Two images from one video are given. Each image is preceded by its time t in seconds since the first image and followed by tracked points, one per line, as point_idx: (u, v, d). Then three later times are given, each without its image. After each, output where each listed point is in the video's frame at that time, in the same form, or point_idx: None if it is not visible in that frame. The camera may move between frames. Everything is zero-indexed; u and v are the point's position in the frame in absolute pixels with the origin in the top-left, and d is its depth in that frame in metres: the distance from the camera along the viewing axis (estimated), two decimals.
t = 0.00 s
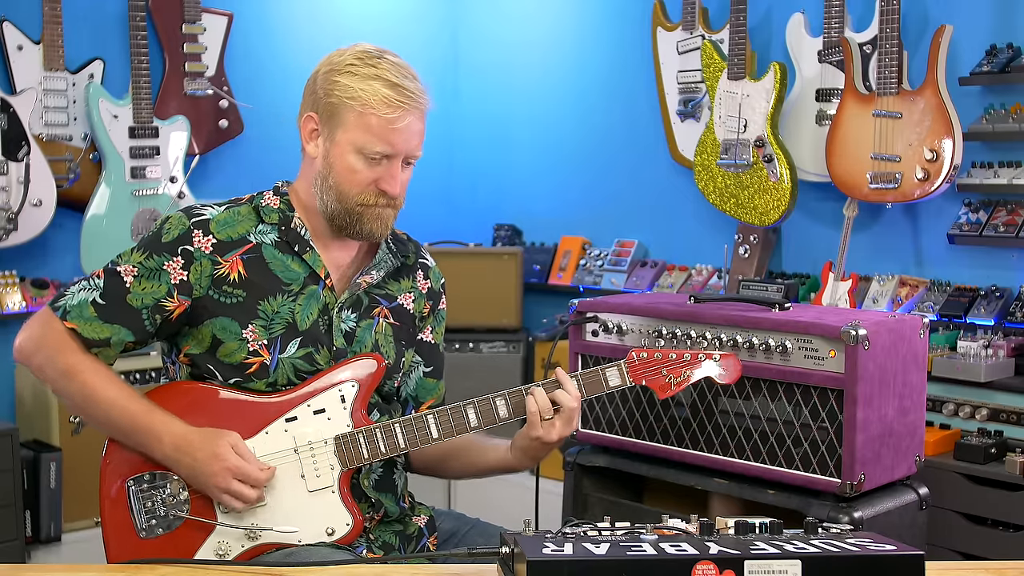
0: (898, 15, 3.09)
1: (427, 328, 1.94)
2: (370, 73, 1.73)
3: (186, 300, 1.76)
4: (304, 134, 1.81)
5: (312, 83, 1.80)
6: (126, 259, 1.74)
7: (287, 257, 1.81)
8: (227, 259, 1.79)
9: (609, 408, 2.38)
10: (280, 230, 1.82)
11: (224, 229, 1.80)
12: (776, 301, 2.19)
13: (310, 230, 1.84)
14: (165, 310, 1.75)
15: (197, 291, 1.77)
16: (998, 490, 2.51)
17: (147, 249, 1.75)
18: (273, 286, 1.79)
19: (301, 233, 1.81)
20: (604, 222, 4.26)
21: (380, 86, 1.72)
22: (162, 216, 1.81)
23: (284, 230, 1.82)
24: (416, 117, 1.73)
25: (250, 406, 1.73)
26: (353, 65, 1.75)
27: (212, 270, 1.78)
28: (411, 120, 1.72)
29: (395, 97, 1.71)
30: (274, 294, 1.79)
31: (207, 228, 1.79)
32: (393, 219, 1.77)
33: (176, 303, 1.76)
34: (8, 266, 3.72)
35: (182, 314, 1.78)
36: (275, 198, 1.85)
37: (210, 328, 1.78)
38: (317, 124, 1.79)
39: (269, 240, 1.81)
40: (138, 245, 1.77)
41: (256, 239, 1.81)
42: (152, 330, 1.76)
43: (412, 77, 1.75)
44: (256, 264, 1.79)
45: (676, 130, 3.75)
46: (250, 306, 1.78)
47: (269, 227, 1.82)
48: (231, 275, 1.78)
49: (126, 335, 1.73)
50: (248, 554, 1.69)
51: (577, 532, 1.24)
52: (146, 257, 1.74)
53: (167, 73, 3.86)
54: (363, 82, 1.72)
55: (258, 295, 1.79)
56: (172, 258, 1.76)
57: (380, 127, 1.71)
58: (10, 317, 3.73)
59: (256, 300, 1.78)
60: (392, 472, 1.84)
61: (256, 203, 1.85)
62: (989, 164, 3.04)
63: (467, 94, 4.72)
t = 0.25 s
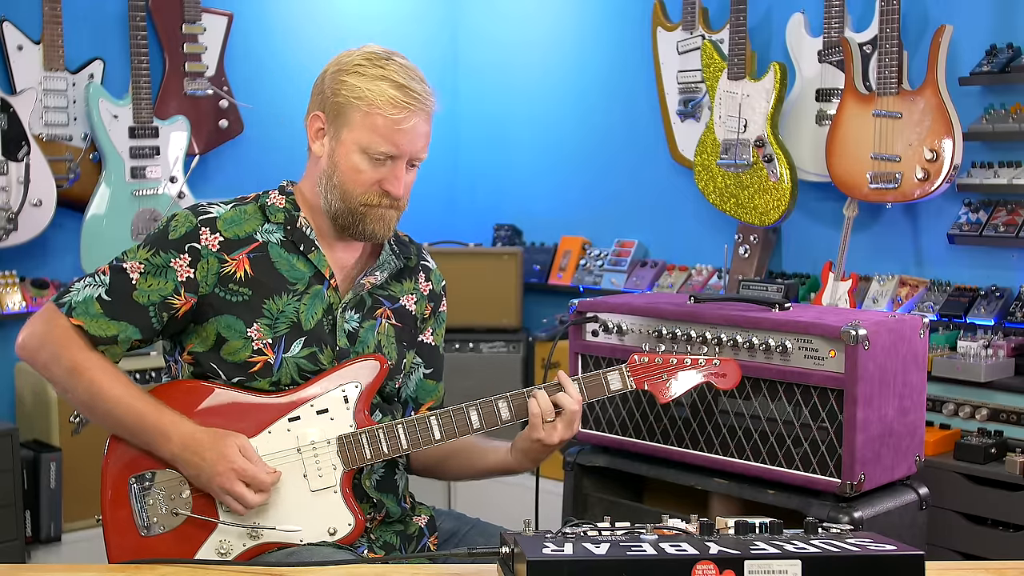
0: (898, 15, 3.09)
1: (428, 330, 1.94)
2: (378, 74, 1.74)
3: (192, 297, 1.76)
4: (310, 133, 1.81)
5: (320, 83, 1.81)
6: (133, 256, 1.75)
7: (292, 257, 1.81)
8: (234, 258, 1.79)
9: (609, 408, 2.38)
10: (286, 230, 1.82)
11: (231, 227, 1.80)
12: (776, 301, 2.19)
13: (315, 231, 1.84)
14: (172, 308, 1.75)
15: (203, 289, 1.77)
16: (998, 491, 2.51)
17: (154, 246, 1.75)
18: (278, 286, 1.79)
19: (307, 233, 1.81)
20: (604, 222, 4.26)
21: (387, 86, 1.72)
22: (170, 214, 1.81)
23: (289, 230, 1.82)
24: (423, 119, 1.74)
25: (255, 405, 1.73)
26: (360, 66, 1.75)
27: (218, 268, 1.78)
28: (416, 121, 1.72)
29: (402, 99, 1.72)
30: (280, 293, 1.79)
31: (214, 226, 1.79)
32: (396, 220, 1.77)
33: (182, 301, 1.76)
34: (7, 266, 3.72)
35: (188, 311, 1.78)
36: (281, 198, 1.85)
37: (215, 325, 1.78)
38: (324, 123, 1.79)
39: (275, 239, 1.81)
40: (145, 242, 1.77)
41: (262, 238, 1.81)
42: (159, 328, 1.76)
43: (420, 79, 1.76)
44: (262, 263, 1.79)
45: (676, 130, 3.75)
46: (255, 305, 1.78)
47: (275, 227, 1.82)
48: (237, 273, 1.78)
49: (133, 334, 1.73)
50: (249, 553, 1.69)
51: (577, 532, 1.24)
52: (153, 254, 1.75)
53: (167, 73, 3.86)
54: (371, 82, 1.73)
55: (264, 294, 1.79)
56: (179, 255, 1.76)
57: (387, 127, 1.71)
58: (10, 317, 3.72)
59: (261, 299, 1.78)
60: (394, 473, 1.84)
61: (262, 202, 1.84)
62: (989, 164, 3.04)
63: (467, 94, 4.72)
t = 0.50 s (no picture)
0: (898, 15, 3.09)
1: (427, 330, 1.94)
2: (381, 74, 1.73)
3: (195, 296, 1.76)
4: (312, 132, 1.81)
5: (322, 82, 1.80)
6: (136, 255, 1.74)
7: (294, 256, 1.81)
8: (237, 257, 1.79)
9: (609, 408, 2.38)
10: (288, 230, 1.82)
11: (234, 226, 1.80)
12: (776, 301, 2.19)
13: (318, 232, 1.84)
14: (175, 308, 1.75)
15: (206, 288, 1.77)
16: (998, 491, 2.51)
17: (157, 245, 1.75)
18: (281, 285, 1.79)
19: (309, 233, 1.82)
20: (604, 222, 4.26)
21: (389, 86, 1.72)
22: (172, 213, 1.81)
23: (291, 230, 1.82)
24: (426, 119, 1.74)
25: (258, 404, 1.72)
26: (363, 65, 1.75)
27: (221, 267, 1.78)
28: (418, 121, 1.72)
29: (405, 99, 1.72)
30: (282, 292, 1.79)
31: (217, 225, 1.79)
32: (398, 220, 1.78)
33: (186, 300, 1.75)
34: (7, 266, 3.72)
35: (191, 310, 1.78)
36: (283, 197, 1.85)
37: (218, 325, 1.78)
38: (325, 123, 1.79)
39: (277, 239, 1.81)
40: (148, 241, 1.77)
41: (265, 237, 1.81)
42: (163, 327, 1.75)
43: (422, 79, 1.76)
44: (265, 263, 1.80)
45: (676, 130, 3.75)
46: (258, 304, 1.78)
47: (278, 226, 1.82)
48: (240, 273, 1.78)
49: (137, 333, 1.73)
50: (251, 552, 1.69)
51: (577, 532, 1.24)
52: (156, 253, 1.75)
53: (167, 73, 3.86)
54: (373, 82, 1.73)
55: (266, 293, 1.79)
56: (182, 254, 1.76)
57: (389, 127, 1.71)
58: (9, 317, 3.72)
59: (264, 299, 1.78)
60: (395, 472, 1.84)
61: (264, 201, 1.84)
62: (989, 164, 3.04)
63: (467, 94, 4.72)
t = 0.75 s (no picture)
0: (898, 15, 3.09)
1: (427, 329, 1.94)
2: (375, 73, 1.73)
3: (193, 297, 1.76)
4: (308, 132, 1.81)
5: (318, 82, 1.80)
6: (134, 257, 1.74)
7: (292, 256, 1.81)
8: (234, 258, 1.79)
9: (609, 408, 2.38)
10: (285, 230, 1.82)
11: (231, 227, 1.80)
12: (776, 301, 2.19)
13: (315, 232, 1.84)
14: (174, 309, 1.75)
15: (204, 290, 1.77)
16: (998, 491, 2.51)
17: (155, 247, 1.75)
18: (278, 286, 1.79)
19: (306, 232, 1.82)
20: (604, 222, 4.26)
21: (385, 85, 1.72)
22: (169, 215, 1.81)
23: (289, 230, 1.82)
24: (421, 117, 1.74)
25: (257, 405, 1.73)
26: (358, 65, 1.75)
27: (219, 268, 1.78)
28: (414, 120, 1.72)
29: (400, 97, 1.72)
30: (280, 293, 1.79)
31: (214, 226, 1.79)
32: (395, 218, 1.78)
33: (184, 301, 1.75)
34: (7, 266, 3.72)
35: (190, 312, 1.78)
36: (280, 198, 1.85)
37: (216, 325, 1.78)
38: (322, 122, 1.79)
39: (274, 239, 1.81)
40: (146, 243, 1.77)
41: (262, 237, 1.81)
42: (162, 329, 1.75)
43: (418, 78, 1.75)
44: (263, 263, 1.79)
45: (676, 130, 3.75)
46: (256, 305, 1.78)
47: (275, 226, 1.82)
48: (237, 273, 1.78)
49: (136, 335, 1.73)
50: (251, 552, 1.69)
51: (577, 532, 1.24)
52: (154, 255, 1.75)
53: (167, 73, 3.86)
54: (368, 82, 1.72)
55: (264, 294, 1.79)
56: (180, 255, 1.76)
57: (385, 126, 1.71)
58: (9, 317, 3.72)
59: (261, 300, 1.78)
60: (395, 472, 1.84)
61: (261, 202, 1.85)
62: (989, 164, 3.04)
63: (467, 94, 4.72)
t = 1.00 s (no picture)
0: (898, 15, 3.09)
1: (426, 328, 1.95)
2: (365, 71, 1.73)
3: (189, 300, 1.77)
4: (300, 132, 1.81)
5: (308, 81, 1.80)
6: (128, 261, 1.74)
7: (287, 258, 1.81)
8: (229, 260, 1.79)
9: (609, 408, 2.38)
10: (280, 230, 1.82)
11: (225, 229, 1.80)
12: (776, 301, 2.19)
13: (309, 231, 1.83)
14: (169, 312, 1.75)
15: (199, 292, 1.77)
16: (998, 491, 2.51)
17: (149, 251, 1.75)
18: (274, 287, 1.79)
19: (301, 233, 1.81)
20: (604, 222, 4.26)
21: (374, 83, 1.72)
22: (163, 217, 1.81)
23: (284, 230, 1.82)
24: (409, 114, 1.73)
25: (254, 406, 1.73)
26: (347, 63, 1.75)
27: (214, 271, 1.78)
28: (404, 118, 1.72)
29: (389, 96, 1.71)
30: (276, 294, 1.79)
31: (208, 229, 1.79)
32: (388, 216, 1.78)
33: (179, 304, 1.76)
34: (7, 266, 3.72)
35: (185, 314, 1.78)
36: (274, 198, 1.85)
37: (212, 328, 1.78)
38: (313, 123, 1.79)
39: (269, 240, 1.81)
40: (140, 246, 1.77)
41: (257, 239, 1.81)
42: (157, 332, 1.76)
43: (407, 76, 1.75)
44: (258, 265, 1.79)
45: (676, 130, 3.75)
46: (252, 306, 1.78)
47: (269, 227, 1.82)
48: (232, 275, 1.78)
49: (132, 338, 1.73)
50: (249, 553, 1.69)
51: (577, 532, 1.24)
52: (148, 258, 1.74)
53: (167, 73, 3.86)
54: (358, 81, 1.72)
55: (260, 295, 1.79)
56: (174, 259, 1.76)
57: (374, 124, 1.71)
58: (8, 317, 3.72)
59: (257, 301, 1.78)
60: (394, 472, 1.84)
61: (255, 203, 1.84)
62: (989, 164, 3.04)
63: (467, 94, 4.72)
